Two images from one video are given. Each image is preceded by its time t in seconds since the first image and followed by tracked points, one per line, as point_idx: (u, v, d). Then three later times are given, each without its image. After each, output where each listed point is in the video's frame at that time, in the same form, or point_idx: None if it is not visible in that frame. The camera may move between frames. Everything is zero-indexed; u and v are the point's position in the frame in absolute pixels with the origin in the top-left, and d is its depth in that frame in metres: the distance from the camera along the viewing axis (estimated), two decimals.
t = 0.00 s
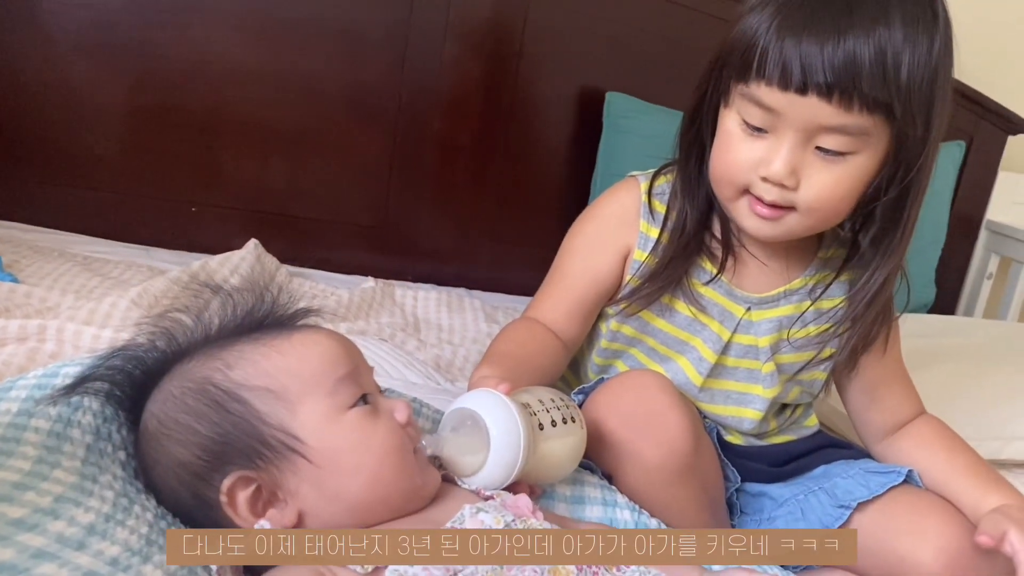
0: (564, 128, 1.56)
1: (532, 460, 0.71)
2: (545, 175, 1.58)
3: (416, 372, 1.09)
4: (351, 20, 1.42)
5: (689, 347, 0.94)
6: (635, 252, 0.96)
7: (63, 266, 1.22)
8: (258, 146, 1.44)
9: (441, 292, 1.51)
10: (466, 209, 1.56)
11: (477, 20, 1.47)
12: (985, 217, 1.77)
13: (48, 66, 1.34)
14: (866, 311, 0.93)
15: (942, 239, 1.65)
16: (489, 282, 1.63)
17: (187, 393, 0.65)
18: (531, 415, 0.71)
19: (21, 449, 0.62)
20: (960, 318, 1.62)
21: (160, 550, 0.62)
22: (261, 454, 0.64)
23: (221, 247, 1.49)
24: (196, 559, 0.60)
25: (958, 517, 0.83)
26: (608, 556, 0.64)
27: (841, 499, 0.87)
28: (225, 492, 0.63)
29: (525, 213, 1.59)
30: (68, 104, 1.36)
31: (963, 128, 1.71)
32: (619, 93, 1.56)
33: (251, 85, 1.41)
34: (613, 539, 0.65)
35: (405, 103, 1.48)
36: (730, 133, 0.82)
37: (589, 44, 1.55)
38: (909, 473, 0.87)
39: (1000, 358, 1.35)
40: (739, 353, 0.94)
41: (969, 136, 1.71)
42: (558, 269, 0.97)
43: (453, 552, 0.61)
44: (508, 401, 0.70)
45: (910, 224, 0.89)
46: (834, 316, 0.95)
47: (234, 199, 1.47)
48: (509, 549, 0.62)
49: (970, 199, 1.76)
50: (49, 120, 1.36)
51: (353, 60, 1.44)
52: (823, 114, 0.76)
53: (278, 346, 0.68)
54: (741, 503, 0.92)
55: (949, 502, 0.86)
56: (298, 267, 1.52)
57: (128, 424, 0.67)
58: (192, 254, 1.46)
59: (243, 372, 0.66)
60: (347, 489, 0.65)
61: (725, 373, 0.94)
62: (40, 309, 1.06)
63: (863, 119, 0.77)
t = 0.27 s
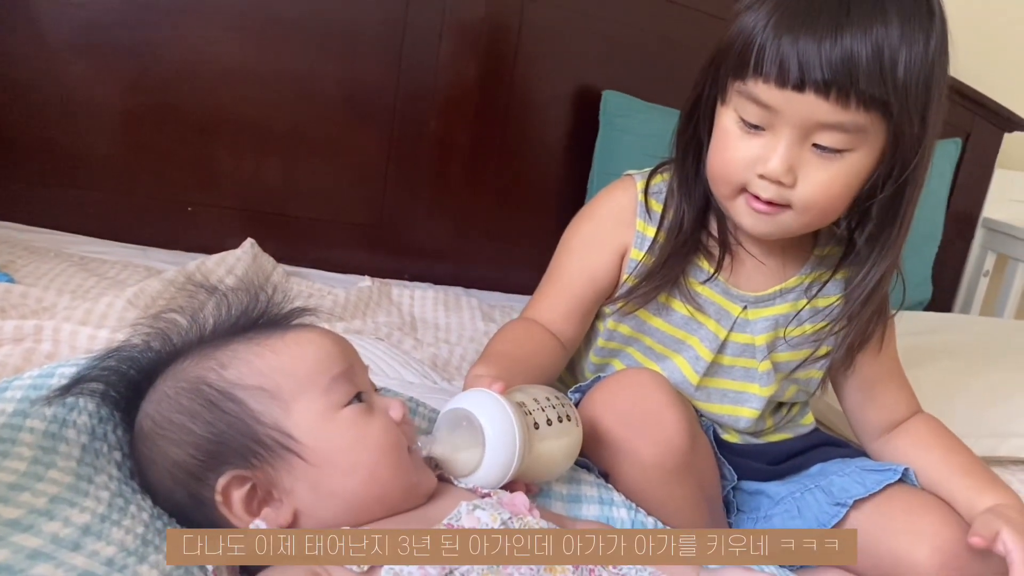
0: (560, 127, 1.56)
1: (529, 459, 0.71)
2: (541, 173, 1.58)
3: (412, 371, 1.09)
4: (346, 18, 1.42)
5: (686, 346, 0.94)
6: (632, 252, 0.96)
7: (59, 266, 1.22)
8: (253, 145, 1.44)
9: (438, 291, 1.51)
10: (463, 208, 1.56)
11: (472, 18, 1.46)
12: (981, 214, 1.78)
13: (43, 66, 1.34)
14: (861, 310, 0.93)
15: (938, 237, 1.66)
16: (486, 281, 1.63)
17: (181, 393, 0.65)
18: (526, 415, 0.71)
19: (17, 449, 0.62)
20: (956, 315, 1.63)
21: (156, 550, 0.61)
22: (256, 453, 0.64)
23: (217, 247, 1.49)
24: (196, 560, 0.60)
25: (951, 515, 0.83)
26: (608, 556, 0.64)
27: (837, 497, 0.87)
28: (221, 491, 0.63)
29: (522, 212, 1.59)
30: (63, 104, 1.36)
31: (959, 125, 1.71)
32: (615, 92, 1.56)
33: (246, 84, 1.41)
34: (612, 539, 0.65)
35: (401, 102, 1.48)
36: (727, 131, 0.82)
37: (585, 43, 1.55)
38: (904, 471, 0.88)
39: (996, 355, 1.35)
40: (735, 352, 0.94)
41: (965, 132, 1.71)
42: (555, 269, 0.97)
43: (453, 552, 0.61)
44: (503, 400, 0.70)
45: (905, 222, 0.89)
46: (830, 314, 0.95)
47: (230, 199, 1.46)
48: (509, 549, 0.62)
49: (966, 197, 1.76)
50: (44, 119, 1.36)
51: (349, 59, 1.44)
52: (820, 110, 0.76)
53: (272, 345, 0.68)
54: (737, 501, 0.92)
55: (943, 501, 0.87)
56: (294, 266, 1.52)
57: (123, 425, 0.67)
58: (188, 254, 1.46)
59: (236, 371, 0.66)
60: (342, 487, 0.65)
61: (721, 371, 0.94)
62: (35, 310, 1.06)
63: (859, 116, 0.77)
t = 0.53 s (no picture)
0: (558, 126, 1.56)
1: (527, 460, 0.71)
2: (539, 173, 1.58)
3: (411, 371, 1.09)
4: (343, 18, 1.42)
5: (684, 346, 0.95)
6: (631, 252, 0.96)
7: (57, 267, 1.22)
8: (251, 145, 1.44)
9: (436, 291, 1.51)
10: (461, 207, 1.56)
11: (470, 18, 1.47)
12: (978, 213, 1.78)
13: (40, 66, 1.34)
14: (861, 308, 0.93)
15: (935, 236, 1.66)
16: (484, 280, 1.63)
17: (179, 395, 0.65)
18: (525, 415, 0.72)
19: (16, 451, 0.62)
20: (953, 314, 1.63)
21: (156, 551, 0.62)
22: (254, 454, 0.64)
23: (216, 247, 1.49)
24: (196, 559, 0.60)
25: (948, 513, 0.83)
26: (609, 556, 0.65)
27: (835, 496, 0.87)
28: (219, 493, 0.63)
29: (520, 211, 1.59)
30: (61, 104, 1.36)
31: (956, 124, 1.71)
32: (613, 91, 1.56)
33: (243, 84, 1.41)
34: (614, 539, 0.65)
35: (399, 102, 1.48)
36: (727, 129, 0.83)
37: (583, 42, 1.55)
38: (902, 469, 0.88)
39: (994, 353, 1.35)
40: (734, 351, 0.94)
41: (963, 131, 1.72)
42: (554, 270, 0.97)
43: (453, 552, 0.62)
44: (502, 401, 0.70)
45: (903, 220, 0.90)
46: (829, 313, 0.96)
47: (228, 199, 1.46)
48: (509, 549, 0.62)
49: (963, 195, 1.76)
50: (41, 120, 1.36)
51: (346, 58, 1.44)
52: (820, 109, 0.76)
53: (269, 346, 0.68)
54: (736, 500, 0.93)
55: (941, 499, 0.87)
56: (293, 266, 1.52)
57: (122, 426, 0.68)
58: (186, 254, 1.46)
59: (234, 372, 0.66)
60: (341, 487, 0.66)
61: (720, 371, 0.94)
62: (34, 311, 1.06)
63: (859, 114, 0.78)
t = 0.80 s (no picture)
0: (555, 125, 1.56)
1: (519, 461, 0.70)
2: (536, 172, 1.57)
3: (407, 372, 1.08)
4: (339, 18, 1.42)
5: (681, 345, 0.94)
6: (627, 252, 0.96)
7: (52, 268, 1.21)
8: (247, 145, 1.44)
9: (432, 291, 1.50)
10: (457, 207, 1.55)
11: (466, 17, 1.46)
12: (976, 211, 1.78)
13: (35, 67, 1.33)
14: (860, 306, 0.93)
15: (933, 235, 1.66)
16: (481, 280, 1.62)
17: (167, 400, 0.65)
18: (514, 414, 0.71)
19: (6, 455, 0.61)
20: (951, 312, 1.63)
21: (146, 556, 0.62)
22: (244, 458, 0.64)
23: (211, 248, 1.49)
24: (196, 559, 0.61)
25: (944, 513, 0.83)
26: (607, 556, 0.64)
27: (832, 498, 0.87)
28: (210, 498, 0.63)
29: (517, 211, 1.59)
30: (56, 105, 1.35)
31: (953, 122, 1.71)
32: (609, 90, 1.56)
33: (239, 84, 1.41)
34: (613, 540, 0.65)
35: (396, 102, 1.47)
36: (725, 128, 0.82)
37: (580, 41, 1.54)
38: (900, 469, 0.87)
39: (992, 352, 1.35)
40: (731, 351, 0.94)
41: (961, 130, 1.72)
42: (550, 271, 0.97)
43: (453, 552, 0.61)
44: (491, 401, 0.70)
45: (902, 218, 0.89)
46: (826, 312, 0.95)
47: (223, 199, 1.46)
48: (509, 549, 0.62)
49: (960, 193, 1.76)
50: (36, 121, 1.35)
51: (342, 58, 1.43)
52: (818, 108, 0.76)
53: (259, 349, 0.67)
54: (732, 501, 0.92)
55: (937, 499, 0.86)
56: (289, 266, 1.52)
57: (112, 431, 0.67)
58: (182, 254, 1.46)
59: (223, 377, 0.65)
60: (332, 491, 0.66)
61: (717, 371, 0.94)
62: (28, 312, 1.06)
63: (857, 113, 0.77)
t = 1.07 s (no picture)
0: (554, 123, 1.56)
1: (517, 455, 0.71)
2: (534, 170, 1.57)
3: (406, 370, 1.08)
4: (338, 15, 1.41)
5: (680, 342, 0.94)
6: (626, 249, 0.96)
7: (51, 267, 1.21)
8: (245, 144, 1.44)
9: (432, 289, 1.50)
10: (456, 205, 1.55)
11: (465, 15, 1.46)
12: (975, 208, 1.78)
13: (33, 67, 1.33)
14: (859, 302, 0.93)
15: (932, 232, 1.66)
16: (480, 278, 1.62)
17: (164, 399, 0.65)
18: (510, 407, 0.71)
19: (4, 454, 0.62)
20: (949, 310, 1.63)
21: (145, 555, 0.62)
22: (242, 457, 0.64)
23: (210, 247, 1.49)
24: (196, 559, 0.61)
25: (944, 508, 0.83)
26: (607, 556, 0.64)
27: (832, 496, 0.87)
28: (208, 496, 0.63)
29: (516, 209, 1.59)
30: (54, 105, 1.35)
31: (952, 119, 1.71)
32: (608, 88, 1.56)
33: (237, 82, 1.40)
34: (613, 539, 0.65)
35: (394, 100, 1.47)
36: (725, 124, 0.82)
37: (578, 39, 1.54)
38: (899, 465, 0.87)
39: (991, 349, 1.35)
40: (730, 346, 0.94)
41: (959, 127, 1.72)
42: (549, 269, 0.97)
43: (453, 552, 0.61)
44: (487, 395, 0.70)
45: (901, 214, 0.89)
46: (825, 307, 0.95)
47: (222, 198, 1.46)
48: (509, 549, 0.62)
49: (959, 191, 1.76)
50: (34, 120, 1.35)
51: (341, 57, 1.43)
52: (818, 103, 0.76)
53: (256, 348, 0.67)
54: (731, 499, 0.92)
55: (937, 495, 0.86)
56: (287, 265, 1.52)
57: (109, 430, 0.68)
58: (181, 254, 1.46)
59: (220, 376, 0.65)
60: (331, 489, 0.65)
61: (717, 366, 0.94)
62: (27, 311, 1.06)
63: (857, 108, 0.77)
